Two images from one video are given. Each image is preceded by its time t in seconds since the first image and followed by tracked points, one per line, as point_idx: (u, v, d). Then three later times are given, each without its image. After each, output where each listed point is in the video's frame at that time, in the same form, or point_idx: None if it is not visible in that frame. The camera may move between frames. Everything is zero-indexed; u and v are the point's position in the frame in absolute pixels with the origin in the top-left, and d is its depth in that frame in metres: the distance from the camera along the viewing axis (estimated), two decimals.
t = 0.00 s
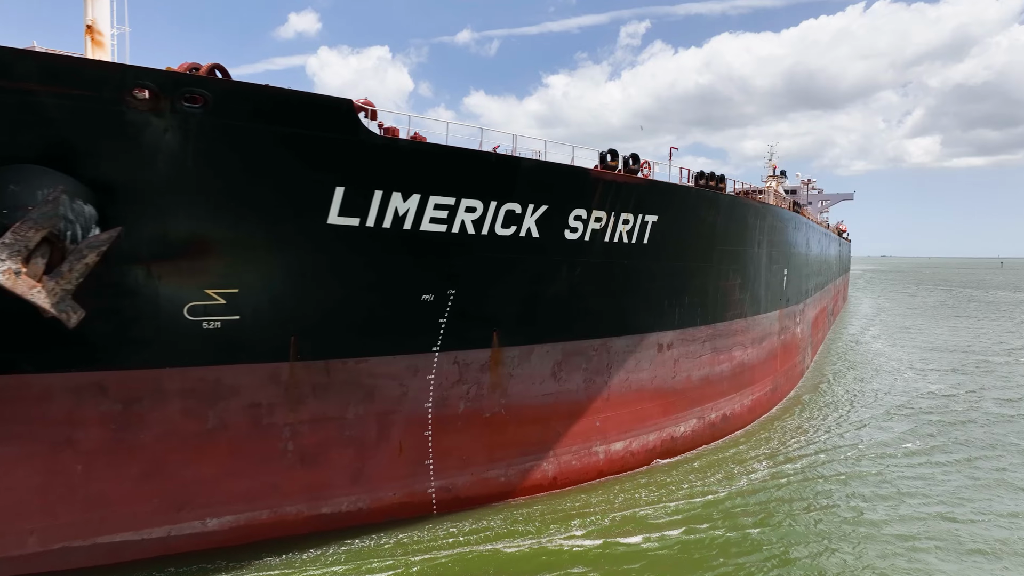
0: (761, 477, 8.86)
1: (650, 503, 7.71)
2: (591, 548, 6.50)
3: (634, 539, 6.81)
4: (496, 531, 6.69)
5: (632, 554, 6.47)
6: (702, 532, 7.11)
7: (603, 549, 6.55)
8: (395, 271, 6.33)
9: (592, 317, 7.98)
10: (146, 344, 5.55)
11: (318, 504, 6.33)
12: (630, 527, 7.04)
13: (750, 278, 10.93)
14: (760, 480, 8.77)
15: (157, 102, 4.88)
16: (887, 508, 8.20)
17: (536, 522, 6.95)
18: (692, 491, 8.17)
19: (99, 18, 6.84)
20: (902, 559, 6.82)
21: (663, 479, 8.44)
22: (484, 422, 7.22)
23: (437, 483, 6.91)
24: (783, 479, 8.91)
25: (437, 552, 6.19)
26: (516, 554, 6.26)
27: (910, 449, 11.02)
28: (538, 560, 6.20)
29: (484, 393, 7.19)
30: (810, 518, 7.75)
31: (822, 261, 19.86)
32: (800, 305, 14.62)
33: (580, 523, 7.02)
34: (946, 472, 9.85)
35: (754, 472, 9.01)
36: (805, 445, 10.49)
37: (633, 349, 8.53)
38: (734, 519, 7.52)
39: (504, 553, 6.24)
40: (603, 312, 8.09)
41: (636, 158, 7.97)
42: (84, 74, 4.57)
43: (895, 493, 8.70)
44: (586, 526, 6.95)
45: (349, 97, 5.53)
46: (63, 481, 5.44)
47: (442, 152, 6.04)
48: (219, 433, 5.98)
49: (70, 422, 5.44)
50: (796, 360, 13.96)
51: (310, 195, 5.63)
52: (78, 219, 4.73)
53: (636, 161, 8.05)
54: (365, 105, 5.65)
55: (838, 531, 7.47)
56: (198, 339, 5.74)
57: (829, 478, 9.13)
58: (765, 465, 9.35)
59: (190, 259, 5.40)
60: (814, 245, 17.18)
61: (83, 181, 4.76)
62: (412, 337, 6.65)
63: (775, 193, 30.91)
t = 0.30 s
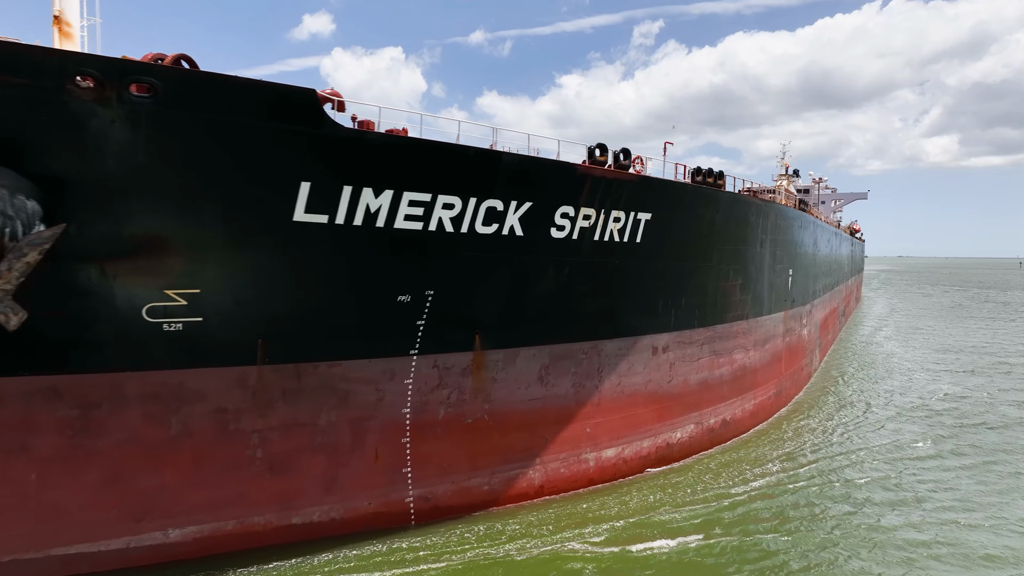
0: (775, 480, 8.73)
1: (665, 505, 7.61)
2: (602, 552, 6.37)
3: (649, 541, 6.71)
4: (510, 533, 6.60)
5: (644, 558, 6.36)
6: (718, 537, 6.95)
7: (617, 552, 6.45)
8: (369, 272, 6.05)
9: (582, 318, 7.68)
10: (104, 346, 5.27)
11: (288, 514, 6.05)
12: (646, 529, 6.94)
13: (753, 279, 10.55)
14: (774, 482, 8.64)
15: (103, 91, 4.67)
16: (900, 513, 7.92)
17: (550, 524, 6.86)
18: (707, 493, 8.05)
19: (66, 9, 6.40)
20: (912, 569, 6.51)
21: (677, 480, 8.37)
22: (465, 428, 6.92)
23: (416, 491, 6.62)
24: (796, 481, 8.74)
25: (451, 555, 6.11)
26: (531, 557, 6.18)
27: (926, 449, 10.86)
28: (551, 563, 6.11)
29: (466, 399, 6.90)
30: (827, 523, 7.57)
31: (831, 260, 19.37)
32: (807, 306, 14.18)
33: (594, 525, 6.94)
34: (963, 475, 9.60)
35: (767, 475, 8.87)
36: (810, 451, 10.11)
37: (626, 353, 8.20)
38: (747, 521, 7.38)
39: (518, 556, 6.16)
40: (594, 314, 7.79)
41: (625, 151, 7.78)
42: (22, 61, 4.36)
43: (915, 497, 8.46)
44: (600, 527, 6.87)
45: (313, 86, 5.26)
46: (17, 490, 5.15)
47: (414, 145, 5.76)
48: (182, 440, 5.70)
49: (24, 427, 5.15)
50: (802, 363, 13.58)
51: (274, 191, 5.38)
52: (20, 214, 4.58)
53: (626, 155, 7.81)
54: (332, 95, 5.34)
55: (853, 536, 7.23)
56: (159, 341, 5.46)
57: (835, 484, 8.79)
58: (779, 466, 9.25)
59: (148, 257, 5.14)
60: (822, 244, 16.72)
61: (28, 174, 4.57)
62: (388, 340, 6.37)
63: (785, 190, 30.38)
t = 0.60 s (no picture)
0: (790, 482, 8.65)
1: (680, 507, 7.55)
2: (613, 557, 6.29)
3: (664, 544, 6.66)
4: (524, 537, 6.53)
5: (655, 563, 6.27)
6: (732, 543, 6.85)
7: (627, 556, 6.37)
8: (337, 271, 5.76)
9: (568, 319, 7.35)
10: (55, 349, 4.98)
11: (253, 524, 5.78)
12: (661, 532, 6.88)
13: (755, 279, 10.16)
14: (789, 485, 8.55)
15: (39, 78, 4.41)
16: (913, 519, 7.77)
17: (564, 527, 6.80)
18: (720, 495, 7.98)
19: None
20: None
21: (693, 481, 8.32)
22: (444, 435, 6.63)
23: (390, 501, 6.34)
24: (811, 485, 8.64)
25: (463, 560, 6.04)
26: (545, 560, 6.13)
27: (941, 450, 10.74)
28: (560, 568, 6.02)
29: (444, 404, 6.61)
30: (840, 530, 7.40)
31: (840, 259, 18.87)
32: (813, 307, 13.74)
33: (609, 528, 6.87)
34: (976, 477, 9.41)
35: (782, 478, 8.79)
36: (813, 457, 9.73)
37: (616, 356, 7.87)
38: (758, 527, 7.25)
39: (530, 559, 6.09)
40: (581, 315, 7.46)
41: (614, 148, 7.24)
42: None
43: (928, 502, 8.30)
44: (615, 530, 6.80)
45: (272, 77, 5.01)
46: None
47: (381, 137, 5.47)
48: (140, 447, 5.42)
49: None
50: (807, 365, 13.18)
51: (230, 185, 5.11)
52: None
53: (615, 150, 7.33)
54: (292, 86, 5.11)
55: (865, 544, 7.07)
56: (114, 344, 5.17)
57: (839, 491, 8.48)
58: (794, 468, 9.18)
59: (98, 256, 4.88)
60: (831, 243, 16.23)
61: None
62: (359, 342, 6.09)
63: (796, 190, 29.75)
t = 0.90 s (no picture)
0: (802, 484, 8.55)
1: (693, 509, 7.49)
2: (627, 560, 6.23)
3: (679, 547, 6.60)
4: (535, 540, 6.46)
5: (669, 567, 6.18)
6: (746, 547, 6.75)
7: (639, 559, 6.30)
8: (299, 271, 5.49)
9: (551, 321, 7.03)
10: None
11: (212, 536, 5.51)
12: (675, 535, 6.82)
13: (754, 279, 9.78)
14: (800, 487, 8.46)
15: None
16: (925, 524, 7.61)
17: (577, 530, 6.74)
18: (733, 498, 7.90)
19: None
20: None
21: (699, 484, 8.18)
22: (418, 442, 6.36)
23: (360, 511, 6.07)
24: (823, 487, 8.53)
25: (473, 564, 5.98)
26: (560, 562, 6.09)
27: (954, 450, 10.59)
28: (570, 572, 5.95)
29: (418, 409, 6.33)
30: (853, 534, 7.25)
31: (850, 259, 18.38)
32: (818, 308, 13.31)
33: (622, 531, 6.82)
34: (991, 481, 9.16)
35: (793, 479, 8.70)
36: (813, 464, 9.36)
37: (604, 359, 7.56)
38: (769, 534, 7.09)
39: (543, 562, 6.06)
40: (565, 317, 7.14)
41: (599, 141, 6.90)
42: None
43: (943, 507, 8.11)
44: (628, 532, 6.76)
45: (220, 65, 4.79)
46: None
47: (341, 128, 5.18)
48: (92, 455, 5.15)
49: None
50: (812, 368, 12.79)
51: (180, 178, 4.87)
52: None
53: (600, 144, 6.99)
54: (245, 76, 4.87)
55: (877, 550, 6.91)
56: (62, 348, 4.89)
57: (844, 499, 8.18)
58: (805, 470, 9.09)
59: (40, 255, 4.61)
60: (838, 242, 15.76)
61: None
62: (325, 345, 5.81)
63: (806, 189, 29.21)
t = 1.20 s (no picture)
0: (814, 485, 8.43)
1: (706, 510, 7.42)
2: (642, 562, 6.16)
3: (696, 548, 6.53)
4: (547, 542, 6.40)
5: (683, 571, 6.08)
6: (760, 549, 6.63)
7: (652, 560, 6.22)
8: (257, 270, 5.22)
9: (532, 322, 6.72)
10: None
11: (166, 547, 5.27)
12: (691, 536, 6.76)
13: (751, 278, 9.42)
14: (813, 487, 8.33)
15: None
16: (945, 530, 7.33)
17: (589, 531, 6.68)
18: (745, 499, 7.81)
19: None
20: None
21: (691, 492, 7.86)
22: (388, 448, 6.09)
23: (325, 521, 5.82)
24: (835, 488, 8.39)
25: (484, 566, 5.93)
26: (576, 563, 6.04)
27: (965, 449, 10.42)
28: (587, 569, 5.95)
29: (388, 414, 6.07)
30: (869, 531, 7.22)
31: (858, 259, 17.91)
32: (822, 308, 12.90)
33: (635, 532, 6.75)
34: (1003, 483, 8.86)
35: (805, 480, 8.59)
36: (812, 470, 9.01)
37: (589, 362, 7.24)
38: (777, 538, 6.88)
39: (559, 560, 6.06)
40: (548, 318, 6.82)
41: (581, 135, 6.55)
42: None
43: (956, 509, 7.88)
44: (641, 532, 6.69)
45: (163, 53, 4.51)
46: None
47: (296, 118, 4.91)
48: (38, 463, 4.89)
49: None
50: (815, 370, 12.39)
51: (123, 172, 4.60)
52: None
53: (581, 137, 6.67)
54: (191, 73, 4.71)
55: (895, 556, 6.67)
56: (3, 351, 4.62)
57: (849, 506, 7.85)
58: (818, 470, 8.98)
59: None
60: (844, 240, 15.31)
61: None
62: (287, 348, 5.55)
63: (817, 188, 28.64)
